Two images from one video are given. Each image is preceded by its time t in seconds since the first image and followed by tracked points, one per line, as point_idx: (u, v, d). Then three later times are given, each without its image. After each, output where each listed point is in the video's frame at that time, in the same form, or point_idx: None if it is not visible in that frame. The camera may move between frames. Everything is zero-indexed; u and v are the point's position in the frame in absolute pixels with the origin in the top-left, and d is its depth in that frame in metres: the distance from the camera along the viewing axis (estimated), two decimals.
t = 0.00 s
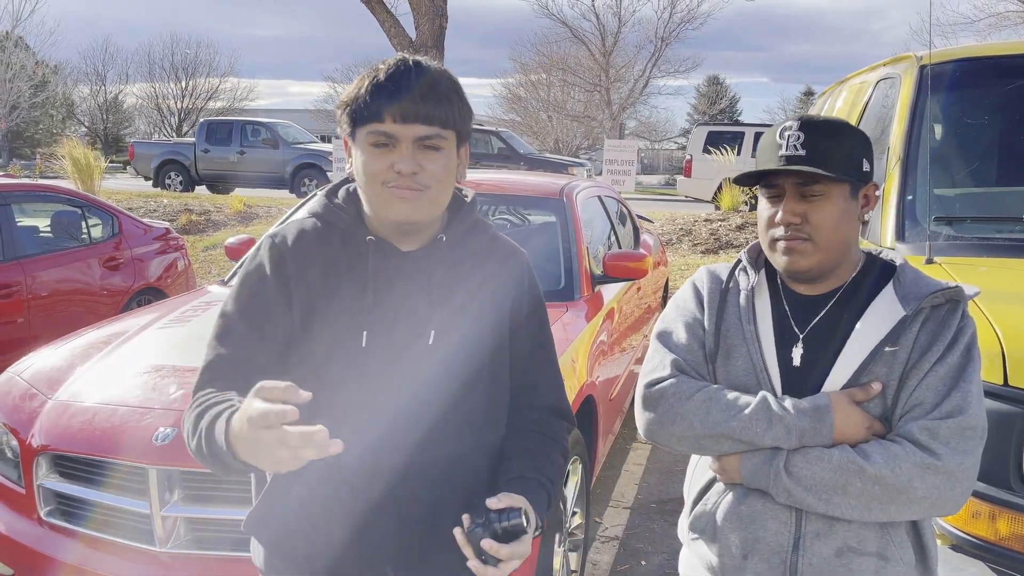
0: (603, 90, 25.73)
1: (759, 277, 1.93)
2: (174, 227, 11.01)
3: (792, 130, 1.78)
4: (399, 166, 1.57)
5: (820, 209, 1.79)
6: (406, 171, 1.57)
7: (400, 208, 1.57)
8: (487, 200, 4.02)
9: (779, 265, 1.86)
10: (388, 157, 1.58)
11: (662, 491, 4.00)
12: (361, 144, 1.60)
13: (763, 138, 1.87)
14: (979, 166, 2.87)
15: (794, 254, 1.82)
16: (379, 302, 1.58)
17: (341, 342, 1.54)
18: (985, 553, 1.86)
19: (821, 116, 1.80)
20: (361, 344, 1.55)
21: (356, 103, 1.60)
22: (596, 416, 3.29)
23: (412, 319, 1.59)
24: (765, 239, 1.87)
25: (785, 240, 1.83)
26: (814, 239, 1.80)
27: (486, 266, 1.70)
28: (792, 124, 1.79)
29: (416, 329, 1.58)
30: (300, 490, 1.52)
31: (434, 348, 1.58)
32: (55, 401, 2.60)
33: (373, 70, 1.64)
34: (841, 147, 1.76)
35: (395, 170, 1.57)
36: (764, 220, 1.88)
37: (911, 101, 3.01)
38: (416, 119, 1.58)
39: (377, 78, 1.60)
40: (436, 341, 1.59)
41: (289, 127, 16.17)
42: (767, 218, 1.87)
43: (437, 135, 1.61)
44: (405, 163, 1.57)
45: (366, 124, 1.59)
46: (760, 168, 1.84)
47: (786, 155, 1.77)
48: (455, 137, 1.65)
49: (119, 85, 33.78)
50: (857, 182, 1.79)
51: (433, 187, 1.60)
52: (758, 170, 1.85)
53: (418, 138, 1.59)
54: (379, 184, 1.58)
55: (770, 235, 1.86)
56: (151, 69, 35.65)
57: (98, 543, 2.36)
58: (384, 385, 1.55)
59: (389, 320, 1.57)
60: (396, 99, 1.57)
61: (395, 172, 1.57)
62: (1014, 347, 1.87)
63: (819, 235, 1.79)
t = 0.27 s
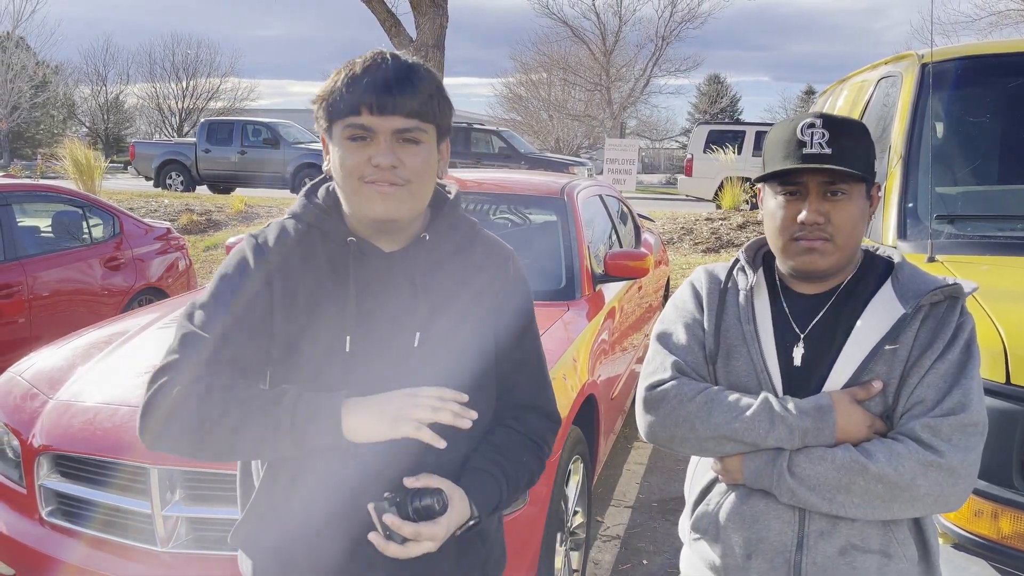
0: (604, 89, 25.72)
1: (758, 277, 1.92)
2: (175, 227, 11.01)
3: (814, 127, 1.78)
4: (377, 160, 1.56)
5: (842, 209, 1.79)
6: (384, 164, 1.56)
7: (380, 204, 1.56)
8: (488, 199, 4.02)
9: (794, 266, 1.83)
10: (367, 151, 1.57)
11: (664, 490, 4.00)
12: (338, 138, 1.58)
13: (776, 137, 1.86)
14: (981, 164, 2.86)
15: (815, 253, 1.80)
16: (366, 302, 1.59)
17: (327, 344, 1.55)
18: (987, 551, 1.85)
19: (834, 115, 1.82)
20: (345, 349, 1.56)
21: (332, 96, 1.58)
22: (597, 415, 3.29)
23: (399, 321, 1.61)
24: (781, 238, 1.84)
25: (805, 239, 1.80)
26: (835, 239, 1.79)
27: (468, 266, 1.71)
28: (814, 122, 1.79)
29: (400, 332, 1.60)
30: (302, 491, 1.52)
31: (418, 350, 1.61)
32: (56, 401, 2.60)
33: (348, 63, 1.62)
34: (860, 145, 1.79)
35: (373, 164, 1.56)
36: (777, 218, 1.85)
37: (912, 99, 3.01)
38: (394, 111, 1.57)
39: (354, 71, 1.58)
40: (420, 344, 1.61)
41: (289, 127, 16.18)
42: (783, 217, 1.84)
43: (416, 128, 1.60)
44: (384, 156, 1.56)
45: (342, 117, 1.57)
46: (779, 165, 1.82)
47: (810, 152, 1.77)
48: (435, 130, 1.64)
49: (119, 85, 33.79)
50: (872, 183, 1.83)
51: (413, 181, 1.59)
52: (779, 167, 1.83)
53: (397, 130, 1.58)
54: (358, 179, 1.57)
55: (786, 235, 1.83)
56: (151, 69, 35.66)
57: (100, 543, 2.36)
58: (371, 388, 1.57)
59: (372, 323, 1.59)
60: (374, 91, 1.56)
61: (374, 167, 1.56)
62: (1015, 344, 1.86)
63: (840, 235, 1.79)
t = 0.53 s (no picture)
0: (604, 87, 25.69)
1: (755, 276, 1.91)
2: (175, 226, 11.00)
3: (815, 123, 1.78)
4: (352, 151, 1.57)
5: (841, 206, 1.79)
6: (360, 156, 1.57)
7: (354, 195, 1.56)
8: (488, 198, 4.01)
9: (791, 262, 1.82)
10: (342, 142, 1.58)
11: (665, 489, 3.99)
12: (314, 128, 1.60)
13: (778, 131, 1.85)
14: (982, 162, 2.85)
15: (812, 249, 1.79)
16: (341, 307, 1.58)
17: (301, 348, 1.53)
18: (988, 550, 1.84)
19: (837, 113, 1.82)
20: (321, 356, 1.54)
21: (309, 86, 1.60)
22: (597, 415, 3.29)
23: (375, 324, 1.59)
24: (779, 233, 1.84)
25: (804, 235, 1.80)
26: (833, 236, 1.79)
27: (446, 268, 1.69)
28: (816, 117, 1.78)
29: (379, 338, 1.59)
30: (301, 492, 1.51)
31: (399, 355, 1.59)
32: (55, 402, 2.60)
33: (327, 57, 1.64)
34: (860, 142, 1.78)
35: (348, 155, 1.57)
36: (776, 213, 1.84)
37: (912, 97, 3.00)
38: (372, 103, 1.59)
39: (331, 62, 1.61)
40: (400, 349, 1.59)
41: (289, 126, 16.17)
42: (780, 213, 1.83)
43: (394, 121, 1.62)
44: (360, 147, 1.57)
45: (318, 109, 1.59)
46: (779, 159, 1.81)
47: (811, 147, 1.76)
48: (413, 126, 1.66)
49: (119, 84, 33.78)
50: (872, 180, 1.82)
51: (389, 176, 1.60)
52: (778, 160, 1.81)
53: (374, 122, 1.60)
54: (332, 171, 1.57)
55: (785, 230, 1.82)
56: (151, 69, 35.64)
57: (99, 544, 2.36)
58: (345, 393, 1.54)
59: (348, 330, 1.57)
60: (352, 82, 1.59)
61: (349, 158, 1.57)
62: (1016, 342, 1.86)
63: (838, 232, 1.79)
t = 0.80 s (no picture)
0: (604, 85, 25.66)
1: (751, 272, 1.90)
2: (175, 225, 10.99)
3: (807, 121, 1.76)
4: (319, 148, 1.52)
5: (834, 204, 1.78)
6: (327, 152, 1.51)
7: (322, 194, 1.50)
8: (489, 196, 4.01)
9: (785, 261, 1.83)
10: (309, 138, 1.53)
11: (665, 487, 3.99)
12: (277, 124, 1.54)
13: (772, 128, 1.84)
14: (982, 158, 2.85)
15: (805, 249, 1.79)
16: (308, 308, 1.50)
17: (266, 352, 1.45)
18: (988, 547, 1.84)
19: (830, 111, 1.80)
20: (294, 365, 1.46)
21: (272, 80, 1.54)
22: (597, 413, 3.28)
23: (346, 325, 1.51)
24: (773, 232, 1.84)
25: (796, 234, 1.80)
26: (826, 234, 1.78)
27: (420, 268, 1.63)
28: (807, 116, 1.77)
29: (354, 342, 1.52)
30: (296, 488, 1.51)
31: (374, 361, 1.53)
32: (55, 401, 2.60)
33: (289, 48, 1.58)
34: (853, 141, 1.77)
35: (315, 152, 1.51)
36: (769, 212, 1.85)
37: (912, 93, 2.99)
38: (339, 96, 1.53)
39: (295, 54, 1.55)
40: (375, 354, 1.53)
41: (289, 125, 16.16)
42: (774, 211, 1.84)
43: (363, 116, 1.56)
44: (328, 144, 1.52)
45: (281, 103, 1.53)
46: (770, 159, 1.81)
47: (802, 147, 1.76)
48: (381, 118, 1.60)
49: (119, 84, 33.76)
50: (867, 177, 1.81)
51: (360, 173, 1.55)
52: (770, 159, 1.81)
53: (341, 117, 1.55)
54: (298, 168, 1.51)
55: (777, 229, 1.83)
56: (151, 68, 35.61)
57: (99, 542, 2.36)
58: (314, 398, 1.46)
59: (321, 333, 1.49)
60: (315, 75, 1.52)
61: (316, 155, 1.51)
62: (1016, 339, 1.86)
63: (831, 230, 1.78)
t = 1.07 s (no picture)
0: (604, 82, 25.63)
1: (748, 267, 1.90)
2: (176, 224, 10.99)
3: (800, 117, 1.77)
4: (296, 138, 1.49)
5: (828, 199, 1.78)
6: (305, 143, 1.49)
7: (302, 187, 1.48)
8: (489, 194, 4.01)
9: (781, 256, 1.82)
10: (283, 130, 1.49)
11: (666, 483, 4.00)
12: (246, 117, 1.49)
13: (766, 125, 1.85)
14: (982, 153, 2.85)
15: (800, 244, 1.79)
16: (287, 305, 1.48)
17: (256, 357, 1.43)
18: (990, 541, 1.84)
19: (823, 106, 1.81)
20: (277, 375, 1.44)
21: (238, 70, 1.48)
22: (598, 409, 3.28)
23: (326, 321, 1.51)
24: (768, 228, 1.84)
25: (791, 230, 1.80)
26: (821, 229, 1.78)
27: (393, 271, 1.63)
28: (800, 112, 1.77)
29: (335, 347, 1.51)
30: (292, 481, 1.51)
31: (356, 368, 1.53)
32: (57, 400, 2.60)
33: (251, 38, 1.53)
34: (847, 136, 1.77)
35: (293, 144, 1.48)
36: (764, 209, 1.85)
37: (912, 89, 2.99)
38: (312, 85, 1.50)
39: (260, 41, 1.49)
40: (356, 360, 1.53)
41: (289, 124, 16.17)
42: (768, 207, 1.84)
43: (337, 103, 1.54)
44: (306, 134, 1.49)
45: (251, 95, 1.48)
46: (765, 156, 1.82)
47: (795, 142, 1.76)
48: (354, 105, 1.58)
49: (119, 83, 33.74)
50: (860, 171, 1.81)
51: (339, 163, 1.54)
52: (764, 155, 1.82)
53: (316, 106, 1.52)
54: (276, 163, 1.48)
55: (772, 225, 1.83)
56: (151, 67, 35.58)
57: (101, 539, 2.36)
58: (299, 398, 1.46)
59: (298, 339, 1.47)
60: (286, 63, 1.48)
61: (294, 147, 1.48)
62: (1015, 333, 1.86)
63: (826, 225, 1.78)
